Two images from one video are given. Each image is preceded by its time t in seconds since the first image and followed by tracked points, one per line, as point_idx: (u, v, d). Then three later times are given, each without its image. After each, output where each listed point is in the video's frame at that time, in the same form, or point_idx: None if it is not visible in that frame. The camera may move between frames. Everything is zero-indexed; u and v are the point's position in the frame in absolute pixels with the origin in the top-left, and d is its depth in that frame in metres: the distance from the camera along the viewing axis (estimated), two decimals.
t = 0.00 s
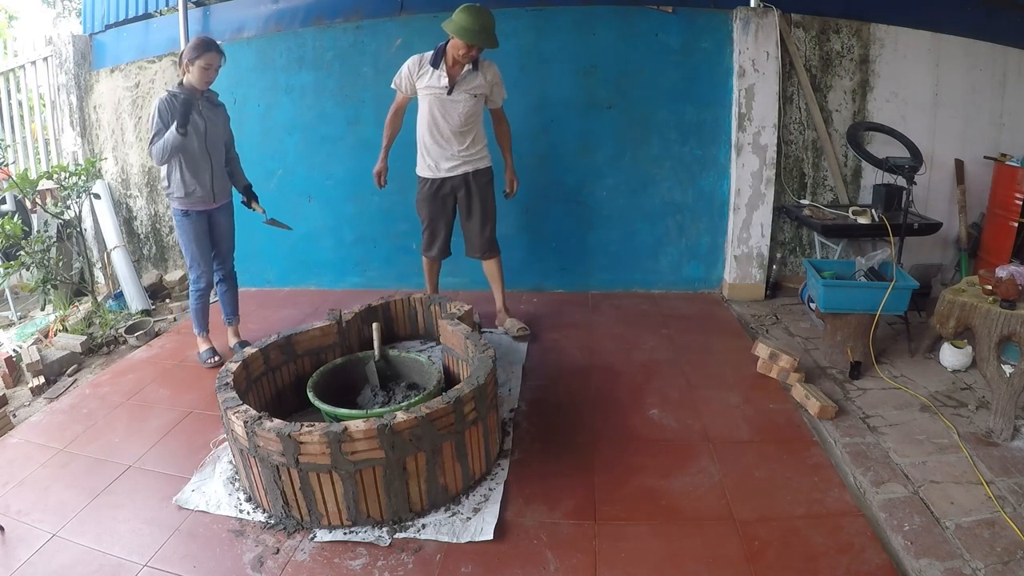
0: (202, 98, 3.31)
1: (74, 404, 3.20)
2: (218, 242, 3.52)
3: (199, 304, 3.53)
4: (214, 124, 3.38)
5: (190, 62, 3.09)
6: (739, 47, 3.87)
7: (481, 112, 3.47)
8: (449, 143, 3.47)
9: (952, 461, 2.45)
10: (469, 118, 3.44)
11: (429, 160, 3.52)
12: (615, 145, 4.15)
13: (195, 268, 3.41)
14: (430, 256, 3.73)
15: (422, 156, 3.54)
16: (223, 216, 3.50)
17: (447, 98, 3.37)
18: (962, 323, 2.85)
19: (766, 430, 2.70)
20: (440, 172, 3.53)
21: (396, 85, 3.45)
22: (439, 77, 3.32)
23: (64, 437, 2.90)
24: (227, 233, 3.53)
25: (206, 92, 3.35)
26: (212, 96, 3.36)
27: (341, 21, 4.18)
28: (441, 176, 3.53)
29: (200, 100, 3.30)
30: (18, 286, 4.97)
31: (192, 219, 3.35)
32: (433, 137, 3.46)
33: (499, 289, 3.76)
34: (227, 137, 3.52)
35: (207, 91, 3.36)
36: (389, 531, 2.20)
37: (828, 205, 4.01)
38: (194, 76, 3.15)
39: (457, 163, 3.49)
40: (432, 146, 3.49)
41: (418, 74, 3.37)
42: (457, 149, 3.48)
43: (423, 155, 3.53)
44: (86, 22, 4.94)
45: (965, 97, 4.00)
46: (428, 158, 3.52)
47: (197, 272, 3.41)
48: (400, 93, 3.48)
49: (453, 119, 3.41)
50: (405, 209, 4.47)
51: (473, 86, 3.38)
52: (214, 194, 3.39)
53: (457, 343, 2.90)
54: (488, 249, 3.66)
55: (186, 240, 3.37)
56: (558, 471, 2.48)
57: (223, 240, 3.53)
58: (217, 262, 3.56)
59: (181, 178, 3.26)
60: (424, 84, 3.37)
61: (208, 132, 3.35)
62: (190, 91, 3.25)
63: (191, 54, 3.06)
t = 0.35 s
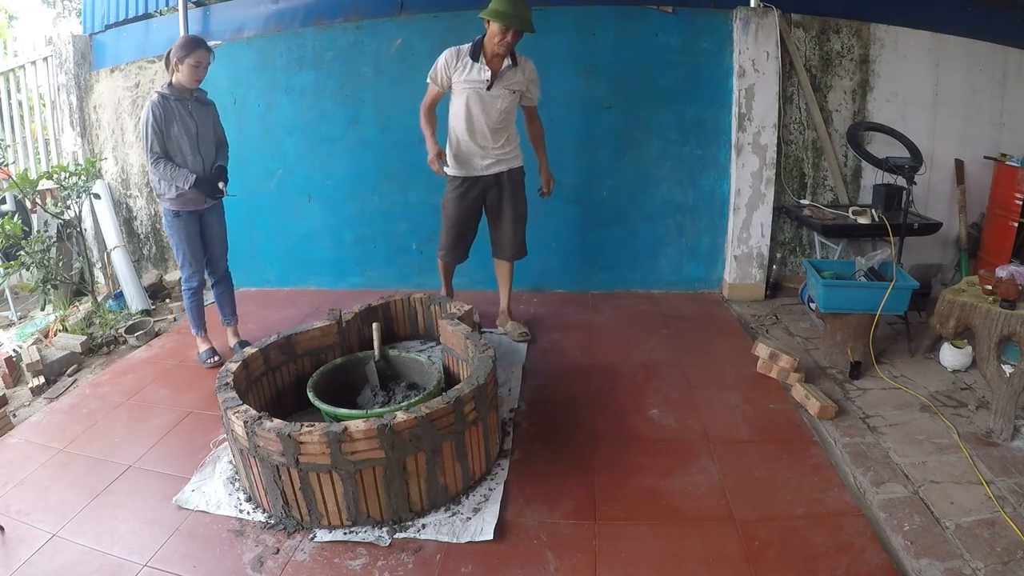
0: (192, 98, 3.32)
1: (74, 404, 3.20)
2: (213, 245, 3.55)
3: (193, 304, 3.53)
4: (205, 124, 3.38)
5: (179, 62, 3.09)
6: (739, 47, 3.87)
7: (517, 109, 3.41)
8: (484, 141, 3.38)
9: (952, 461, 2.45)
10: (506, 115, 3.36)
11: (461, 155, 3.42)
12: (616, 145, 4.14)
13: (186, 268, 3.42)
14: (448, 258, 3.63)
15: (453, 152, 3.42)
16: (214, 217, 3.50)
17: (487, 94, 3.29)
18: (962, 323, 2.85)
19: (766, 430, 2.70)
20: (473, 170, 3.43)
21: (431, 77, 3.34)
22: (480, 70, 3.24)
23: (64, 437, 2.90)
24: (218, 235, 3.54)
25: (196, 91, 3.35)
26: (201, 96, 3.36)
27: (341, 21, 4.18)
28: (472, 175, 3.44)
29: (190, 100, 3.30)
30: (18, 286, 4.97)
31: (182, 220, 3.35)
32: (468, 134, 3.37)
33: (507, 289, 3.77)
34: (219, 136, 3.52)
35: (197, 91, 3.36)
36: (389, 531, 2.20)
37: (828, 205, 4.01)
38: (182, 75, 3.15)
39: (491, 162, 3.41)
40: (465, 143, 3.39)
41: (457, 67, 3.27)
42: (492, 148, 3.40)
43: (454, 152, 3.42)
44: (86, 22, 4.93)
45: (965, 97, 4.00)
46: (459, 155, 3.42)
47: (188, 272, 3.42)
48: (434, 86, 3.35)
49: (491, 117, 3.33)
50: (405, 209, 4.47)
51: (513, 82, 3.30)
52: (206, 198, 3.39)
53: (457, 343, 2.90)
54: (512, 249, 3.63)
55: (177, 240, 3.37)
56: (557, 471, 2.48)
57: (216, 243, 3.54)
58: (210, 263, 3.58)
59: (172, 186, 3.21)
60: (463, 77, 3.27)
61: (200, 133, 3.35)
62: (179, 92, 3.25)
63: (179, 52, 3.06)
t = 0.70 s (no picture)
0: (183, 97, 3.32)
1: (74, 404, 3.20)
2: (211, 249, 3.56)
3: (190, 304, 3.54)
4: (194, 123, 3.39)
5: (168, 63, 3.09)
6: (739, 47, 3.88)
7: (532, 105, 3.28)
8: (501, 138, 3.23)
9: (952, 461, 2.45)
10: (522, 111, 3.23)
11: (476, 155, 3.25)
12: (616, 145, 4.14)
13: (183, 268, 3.43)
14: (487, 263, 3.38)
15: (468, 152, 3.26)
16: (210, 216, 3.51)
17: (502, 88, 3.16)
18: (962, 323, 2.86)
19: (766, 430, 2.70)
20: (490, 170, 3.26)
21: (442, 76, 3.22)
22: (494, 65, 3.12)
23: (64, 437, 2.90)
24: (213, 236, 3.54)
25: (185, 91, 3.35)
26: (190, 94, 3.36)
27: (341, 21, 4.17)
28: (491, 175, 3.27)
29: (180, 101, 3.30)
30: (18, 286, 4.97)
31: (178, 220, 3.35)
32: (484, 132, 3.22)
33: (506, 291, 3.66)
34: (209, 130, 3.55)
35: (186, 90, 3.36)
36: (389, 531, 2.20)
37: (828, 205, 4.01)
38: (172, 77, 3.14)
39: (508, 161, 3.25)
40: (482, 141, 3.23)
41: (469, 63, 3.15)
42: (510, 146, 3.25)
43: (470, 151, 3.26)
44: (86, 22, 4.92)
45: (965, 97, 4.00)
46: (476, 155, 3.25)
47: (184, 271, 3.42)
48: (447, 86, 3.24)
49: (507, 113, 3.19)
50: (405, 209, 4.47)
51: (526, 76, 3.18)
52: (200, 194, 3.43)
53: (457, 343, 2.90)
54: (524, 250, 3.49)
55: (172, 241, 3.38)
56: (557, 471, 2.48)
57: (213, 245, 3.56)
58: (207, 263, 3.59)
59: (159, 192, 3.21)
60: (476, 73, 3.15)
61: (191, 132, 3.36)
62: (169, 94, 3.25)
63: (167, 55, 3.06)
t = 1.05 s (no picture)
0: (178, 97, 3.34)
1: (74, 404, 3.20)
2: (215, 245, 3.61)
3: (194, 304, 3.55)
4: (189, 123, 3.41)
5: (164, 70, 3.11)
6: (739, 47, 3.88)
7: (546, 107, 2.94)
8: (515, 146, 2.88)
9: (952, 461, 2.45)
10: (536, 114, 2.89)
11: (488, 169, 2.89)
12: (616, 145, 4.14)
13: (185, 268, 3.44)
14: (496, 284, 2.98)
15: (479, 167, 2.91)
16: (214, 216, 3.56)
17: (511, 92, 2.83)
18: (962, 323, 2.85)
19: (766, 430, 2.70)
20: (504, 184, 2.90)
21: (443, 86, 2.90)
22: (499, 66, 2.79)
23: (64, 437, 2.90)
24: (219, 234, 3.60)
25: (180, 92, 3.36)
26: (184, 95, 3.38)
27: (341, 21, 4.17)
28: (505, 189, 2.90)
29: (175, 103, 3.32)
30: (18, 286, 4.98)
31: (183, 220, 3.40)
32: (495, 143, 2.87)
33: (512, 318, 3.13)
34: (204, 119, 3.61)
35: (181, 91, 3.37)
36: (389, 531, 2.20)
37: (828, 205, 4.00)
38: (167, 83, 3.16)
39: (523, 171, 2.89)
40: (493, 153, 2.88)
41: (472, 69, 2.83)
42: (524, 155, 2.90)
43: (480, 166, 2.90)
44: (86, 22, 4.91)
45: (965, 97, 4.00)
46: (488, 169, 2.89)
47: (188, 272, 3.44)
48: (450, 96, 2.91)
49: (519, 118, 2.85)
50: (405, 209, 4.47)
51: (536, 74, 2.84)
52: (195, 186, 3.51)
53: (457, 343, 2.90)
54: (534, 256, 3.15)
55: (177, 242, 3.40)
56: (557, 471, 2.48)
57: (220, 243, 3.61)
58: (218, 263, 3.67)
59: (158, 193, 3.25)
60: (481, 79, 2.83)
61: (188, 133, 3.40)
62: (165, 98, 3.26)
63: (164, 61, 3.07)
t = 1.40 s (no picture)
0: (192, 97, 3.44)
1: (74, 404, 3.20)
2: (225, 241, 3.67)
3: (195, 304, 3.55)
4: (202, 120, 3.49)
5: (181, 68, 3.19)
6: (739, 47, 3.88)
7: (552, 98, 2.80)
8: (522, 143, 2.75)
9: (952, 461, 2.45)
10: (543, 106, 2.76)
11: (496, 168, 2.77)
12: (616, 145, 4.14)
13: (191, 267, 3.46)
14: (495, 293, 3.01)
15: (484, 169, 2.79)
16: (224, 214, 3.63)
17: (515, 85, 2.68)
18: (962, 323, 2.85)
19: (766, 430, 2.70)
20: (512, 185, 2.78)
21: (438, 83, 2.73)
22: (501, 57, 2.65)
23: (64, 437, 2.90)
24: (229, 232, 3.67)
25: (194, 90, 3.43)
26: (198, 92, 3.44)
27: (341, 21, 4.17)
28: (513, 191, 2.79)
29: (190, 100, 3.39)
30: (18, 286, 4.98)
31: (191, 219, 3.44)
32: (500, 141, 2.75)
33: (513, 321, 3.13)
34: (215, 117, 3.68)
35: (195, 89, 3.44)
36: (389, 531, 2.20)
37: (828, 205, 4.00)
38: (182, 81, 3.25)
39: (532, 169, 2.78)
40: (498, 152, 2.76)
41: (470, 62, 2.67)
42: (532, 152, 2.78)
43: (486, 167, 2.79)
44: (86, 22, 4.91)
45: (965, 97, 4.00)
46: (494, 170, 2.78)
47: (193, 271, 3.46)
48: (447, 95, 2.74)
49: (524, 112, 2.72)
50: (405, 209, 4.47)
51: (541, 63, 2.71)
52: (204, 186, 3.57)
53: (457, 343, 2.90)
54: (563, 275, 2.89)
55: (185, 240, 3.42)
56: (557, 471, 2.48)
57: (229, 239, 3.67)
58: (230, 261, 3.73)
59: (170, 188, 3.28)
60: (482, 72, 2.67)
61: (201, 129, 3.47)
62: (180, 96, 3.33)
63: (183, 60, 3.15)
